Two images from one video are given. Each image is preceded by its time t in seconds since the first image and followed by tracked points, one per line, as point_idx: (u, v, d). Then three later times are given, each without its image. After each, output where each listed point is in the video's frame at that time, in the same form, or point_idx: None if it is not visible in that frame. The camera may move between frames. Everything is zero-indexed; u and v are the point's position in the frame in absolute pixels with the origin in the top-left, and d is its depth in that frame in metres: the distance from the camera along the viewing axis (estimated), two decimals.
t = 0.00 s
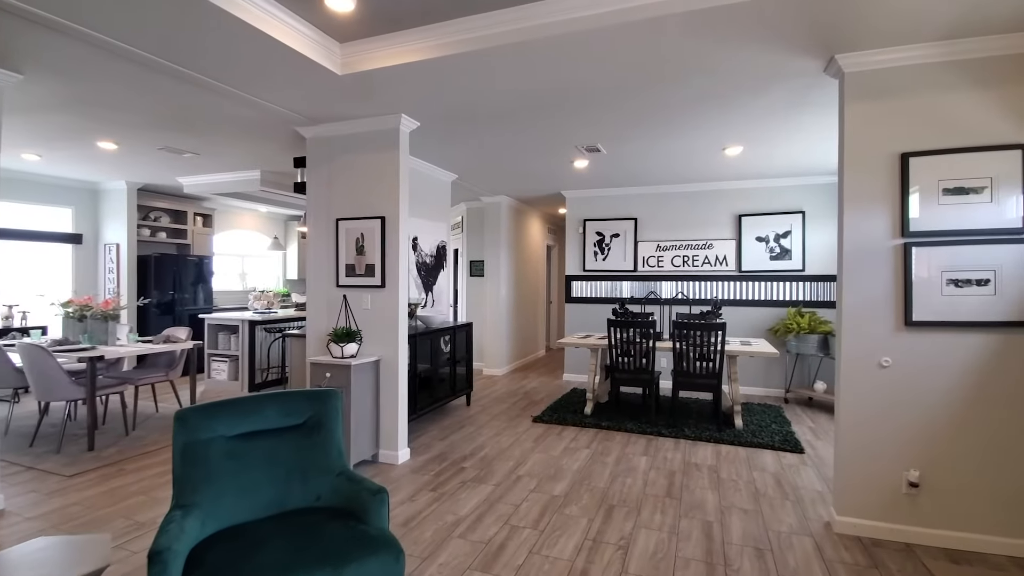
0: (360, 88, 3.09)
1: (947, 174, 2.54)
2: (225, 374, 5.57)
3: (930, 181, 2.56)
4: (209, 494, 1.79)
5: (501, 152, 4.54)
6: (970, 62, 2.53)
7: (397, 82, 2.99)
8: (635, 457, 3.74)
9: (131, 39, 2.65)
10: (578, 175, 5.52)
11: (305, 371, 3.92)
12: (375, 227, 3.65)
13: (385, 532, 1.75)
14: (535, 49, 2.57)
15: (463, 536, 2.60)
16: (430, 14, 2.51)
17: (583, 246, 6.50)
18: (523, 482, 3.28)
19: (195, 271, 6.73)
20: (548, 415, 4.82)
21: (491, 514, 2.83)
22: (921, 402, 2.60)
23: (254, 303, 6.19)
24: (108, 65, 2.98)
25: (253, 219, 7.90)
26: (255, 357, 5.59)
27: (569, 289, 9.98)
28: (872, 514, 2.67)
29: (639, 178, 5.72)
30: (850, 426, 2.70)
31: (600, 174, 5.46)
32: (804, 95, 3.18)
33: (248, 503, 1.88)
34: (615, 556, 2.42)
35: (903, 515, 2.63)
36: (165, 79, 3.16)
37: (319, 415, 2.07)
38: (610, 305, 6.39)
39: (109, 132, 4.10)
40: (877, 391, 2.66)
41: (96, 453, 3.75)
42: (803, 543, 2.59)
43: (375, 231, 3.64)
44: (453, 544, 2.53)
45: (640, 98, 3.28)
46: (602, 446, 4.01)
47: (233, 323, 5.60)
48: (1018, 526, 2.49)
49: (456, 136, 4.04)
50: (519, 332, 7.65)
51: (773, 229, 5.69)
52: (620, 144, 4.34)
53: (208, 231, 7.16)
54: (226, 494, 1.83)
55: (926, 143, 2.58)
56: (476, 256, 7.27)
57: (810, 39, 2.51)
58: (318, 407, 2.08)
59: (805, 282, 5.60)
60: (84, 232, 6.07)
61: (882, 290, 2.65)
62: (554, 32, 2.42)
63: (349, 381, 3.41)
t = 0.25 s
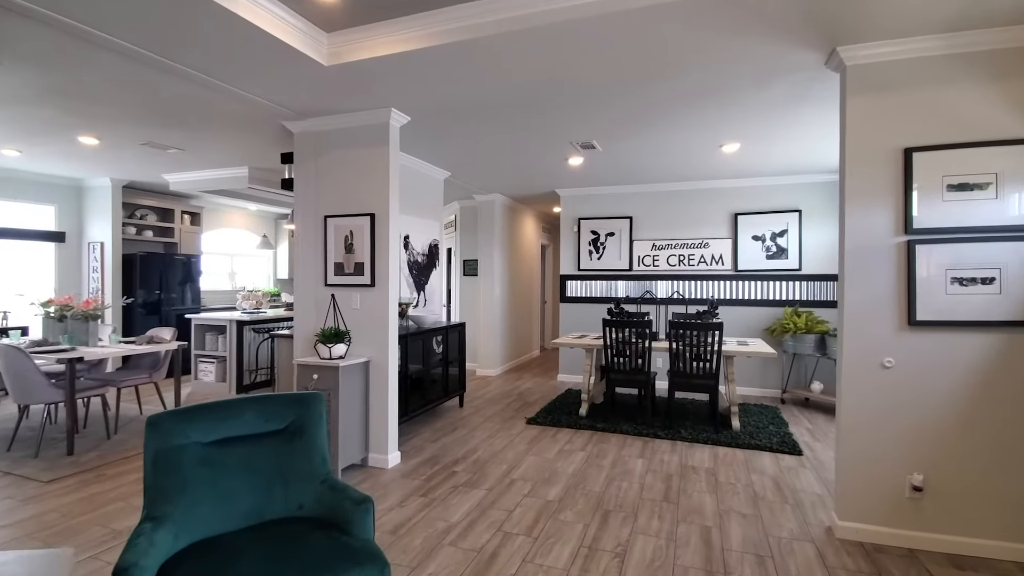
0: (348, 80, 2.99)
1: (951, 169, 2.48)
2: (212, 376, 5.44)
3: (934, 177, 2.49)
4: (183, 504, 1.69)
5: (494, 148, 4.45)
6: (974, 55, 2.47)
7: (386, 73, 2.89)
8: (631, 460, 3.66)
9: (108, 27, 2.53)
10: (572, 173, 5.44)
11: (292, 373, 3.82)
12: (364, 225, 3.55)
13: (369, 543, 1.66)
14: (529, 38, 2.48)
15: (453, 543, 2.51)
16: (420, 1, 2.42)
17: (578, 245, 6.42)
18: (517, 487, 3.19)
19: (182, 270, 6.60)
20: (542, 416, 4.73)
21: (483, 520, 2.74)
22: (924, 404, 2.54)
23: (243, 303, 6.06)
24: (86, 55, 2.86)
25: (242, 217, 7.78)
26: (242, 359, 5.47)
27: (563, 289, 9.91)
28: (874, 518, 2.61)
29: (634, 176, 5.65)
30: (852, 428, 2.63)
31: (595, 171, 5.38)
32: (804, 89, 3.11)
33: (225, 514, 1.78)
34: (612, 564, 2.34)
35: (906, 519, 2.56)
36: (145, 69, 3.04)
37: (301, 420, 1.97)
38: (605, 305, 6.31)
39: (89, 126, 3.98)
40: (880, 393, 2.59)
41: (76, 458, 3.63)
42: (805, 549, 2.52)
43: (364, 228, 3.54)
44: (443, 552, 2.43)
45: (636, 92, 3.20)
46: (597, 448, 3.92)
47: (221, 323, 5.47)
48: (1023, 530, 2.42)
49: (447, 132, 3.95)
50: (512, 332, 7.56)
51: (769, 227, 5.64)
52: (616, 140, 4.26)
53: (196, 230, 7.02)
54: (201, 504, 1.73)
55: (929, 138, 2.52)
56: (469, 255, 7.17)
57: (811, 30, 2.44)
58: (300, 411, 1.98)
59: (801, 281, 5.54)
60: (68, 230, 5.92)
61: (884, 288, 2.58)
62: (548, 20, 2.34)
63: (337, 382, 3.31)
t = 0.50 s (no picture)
0: (338, 72, 2.90)
1: (958, 166, 2.41)
2: (202, 377, 5.33)
3: (941, 174, 2.43)
4: (161, 515, 1.61)
5: (490, 145, 4.37)
6: (982, 49, 2.40)
7: (378, 66, 2.80)
8: (630, 463, 3.59)
9: (87, 17, 2.44)
10: (569, 171, 5.36)
11: (283, 374, 3.72)
12: (356, 223, 3.46)
13: (357, 557, 1.57)
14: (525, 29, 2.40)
15: (447, 552, 2.42)
16: None
17: (575, 245, 6.34)
18: (513, 492, 3.11)
19: (173, 270, 6.48)
20: (539, 418, 4.65)
21: (478, 527, 2.66)
22: (930, 407, 2.48)
23: (233, 303, 5.95)
24: (68, 47, 2.76)
25: (235, 216, 7.67)
26: (233, 360, 5.36)
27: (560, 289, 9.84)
28: (879, 524, 2.54)
29: (631, 175, 5.58)
30: (857, 431, 2.56)
31: (592, 170, 5.31)
32: (806, 84, 3.04)
33: (206, 525, 1.70)
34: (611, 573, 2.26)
35: (912, 525, 2.50)
36: (129, 62, 2.94)
37: (287, 426, 1.89)
38: (602, 305, 6.24)
39: (73, 121, 3.87)
40: (885, 394, 2.52)
41: (58, 462, 3.52)
42: (808, 556, 2.45)
43: (356, 226, 3.45)
44: (436, 561, 2.35)
45: (635, 87, 3.12)
46: (595, 451, 3.85)
47: (211, 324, 5.37)
48: None
49: (442, 128, 3.86)
50: (509, 332, 7.49)
51: (768, 227, 5.58)
52: (614, 137, 4.19)
53: (186, 229, 6.90)
54: (181, 515, 1.65)
55: (936, 133, 2.45)
56: (465, 255, 7.09)
57: (816, 22, 2.37)
58: (287, 416, 1.89)
59: (800, 281, 5.48)
60: (54, 229, 5.80)
61: (890, 288, 2.51)
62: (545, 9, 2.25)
63: (328, 385, 3.21)
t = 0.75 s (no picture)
0: (329, 66, 2.81)
1: (967, 164, 2.35)
2: (192, 379, 5.22)
3: (950, 172, 2.37)
4: (138, 530, 1.51)
5: (486, 143, 4.29)
6: (991, 43, 2.34)
7: (371, 59, 2.72)
8: (629, 467, 3.51)
9: (67, 8, 2.34)
10: (566, 170, 5.29)
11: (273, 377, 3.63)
12: (349, 221, 3.37)
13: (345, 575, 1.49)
14: (523, 21, 2.31)
15: (442, 563, 2.33)
16: None
17: (572, 245, 6.27)
18: (510, 498, 3.03)
19: (163, 270, 6.36)
20: (535, 421, 4.57)
21: (474, 536, 2.57)
22: (938, 411, 2.41)
23: (224, 304, 5.84)
24: (52, 40, 2.66)
25: (226, 215, 7.56)
26: (224, 362, 5.26)
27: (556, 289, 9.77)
28: (885, 531, 2.47)
29: (629, 174, 5.51)
30: (863, 436, 2.49)
31: (589, 169, 5.23)
32: (809, 80, 2.98)
33: (185, 540, 1.61)
34: None
35: (919, 532, 2.43)
36: (113, 56, 2.84)
37: (273, 434, 1.80)
38: (599, 305, 6.17)
39: (57, 116, 3.76)
40: (893, 398, 2.46)
41: (40, 469, 3.41)
42: (815, 565, 2.38)
43: (348, 225, 3.36)
44: (430, 572, 2.26)
45: (635, 83, 3.04)
46: (593, 455, 3.77)
47: (201, 325, 5.26)
48: None
49: (437, 125, 3.78)
50: (505, 333, 7.40)
51: (766, 227, 5.53)
52: (612, 135, 4.11)
53: (177, 228, 6.78)
54: (159, 529, 1.56)
55: (945, 130, 2.39)
56: (460, 255, 7.01)
57: (822, 16, 2.29)
58: (273, 424, 1.81)
59: (799, 282, 5.43)
60: (40, 228, 5.67)
61: (897, 289, 2.45)
62: None
63: (319, 389, 3.12)
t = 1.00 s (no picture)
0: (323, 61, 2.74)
1: (976, 162, 2.30)
2: (185, 381, 5.14)
3: (958, 170, 2.32)
4: (121, 543, 1.44)
5: (483, 141, 4.22)
6: (1001, 39, 2.29)
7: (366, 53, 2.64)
8: (629, 471, 3.45)
9: None
10: (565, 169, 5.23)
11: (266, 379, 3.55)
12: (343, 220, 3.30)
13: None
14: (522, 13, 2.25)
15: (439, 571, 2.26)
16: None
17: (570, 244, 6.21)
18: (508, 502, 2.96)
19: (155, 270, 6.26)
20: (534, 423, 4.51)
21: (472, 543, 2.50)
22: (946, 414, 2.36)
23: (218, 304, 5.75)
24: (40, 34, 2.59)
25: (220, 214, 7.46)
26: (217, 363, 5.17)
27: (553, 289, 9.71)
28: (893, 537, 2.42)
29: (628, 173, 5.45)
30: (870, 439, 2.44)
31: (588, 167, 5.17)
32: (813, 77, 2.92)
33: (170, 552, 1.54)
34: None
35: (927, 537, 2.38)
36: (100, 49, 2.75)
37: (262, 440, 1.73)
38: (597, 306, 6.11)
39: (44, 112, 3.67)
40: (900, 401, 2.41)
41: (27, 474, 3.32)
42: (822, 572, 2.32)
43: (343, 224, 3.29)
44: None
45: (637, 79, 2.98)
46: (593, 458, 3.71)
47: (194, 325, 5.17)
48: None
49: (434, 122, 3.71)
50: (502, 333, 7.34)
51: (766, 226, 5.48)
52: (611, 134, 4.05)
53: (170, 227, 6.69)
54: (143, 542, 1.48)
55: (952, 127, 2.34)
56: (457, 255, 6.94)
57: (829, 10, 2.24)
58: (263, 430, 1.74)
59: (799, 282, 5.38)
60: (29, 227, 5.57)
61: (904, 289, 2.40)
62: None
63: (312, 392, 3.05)
